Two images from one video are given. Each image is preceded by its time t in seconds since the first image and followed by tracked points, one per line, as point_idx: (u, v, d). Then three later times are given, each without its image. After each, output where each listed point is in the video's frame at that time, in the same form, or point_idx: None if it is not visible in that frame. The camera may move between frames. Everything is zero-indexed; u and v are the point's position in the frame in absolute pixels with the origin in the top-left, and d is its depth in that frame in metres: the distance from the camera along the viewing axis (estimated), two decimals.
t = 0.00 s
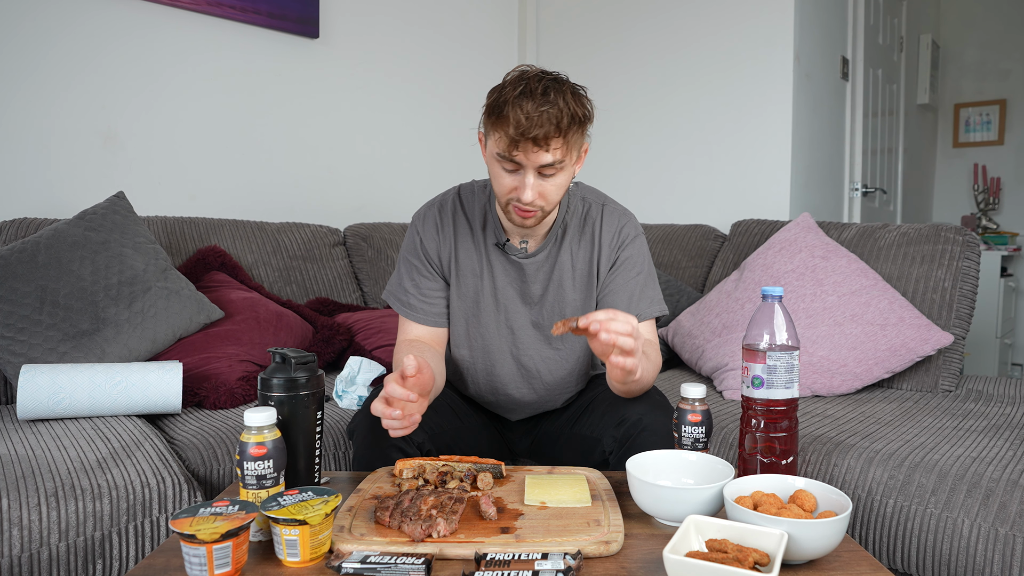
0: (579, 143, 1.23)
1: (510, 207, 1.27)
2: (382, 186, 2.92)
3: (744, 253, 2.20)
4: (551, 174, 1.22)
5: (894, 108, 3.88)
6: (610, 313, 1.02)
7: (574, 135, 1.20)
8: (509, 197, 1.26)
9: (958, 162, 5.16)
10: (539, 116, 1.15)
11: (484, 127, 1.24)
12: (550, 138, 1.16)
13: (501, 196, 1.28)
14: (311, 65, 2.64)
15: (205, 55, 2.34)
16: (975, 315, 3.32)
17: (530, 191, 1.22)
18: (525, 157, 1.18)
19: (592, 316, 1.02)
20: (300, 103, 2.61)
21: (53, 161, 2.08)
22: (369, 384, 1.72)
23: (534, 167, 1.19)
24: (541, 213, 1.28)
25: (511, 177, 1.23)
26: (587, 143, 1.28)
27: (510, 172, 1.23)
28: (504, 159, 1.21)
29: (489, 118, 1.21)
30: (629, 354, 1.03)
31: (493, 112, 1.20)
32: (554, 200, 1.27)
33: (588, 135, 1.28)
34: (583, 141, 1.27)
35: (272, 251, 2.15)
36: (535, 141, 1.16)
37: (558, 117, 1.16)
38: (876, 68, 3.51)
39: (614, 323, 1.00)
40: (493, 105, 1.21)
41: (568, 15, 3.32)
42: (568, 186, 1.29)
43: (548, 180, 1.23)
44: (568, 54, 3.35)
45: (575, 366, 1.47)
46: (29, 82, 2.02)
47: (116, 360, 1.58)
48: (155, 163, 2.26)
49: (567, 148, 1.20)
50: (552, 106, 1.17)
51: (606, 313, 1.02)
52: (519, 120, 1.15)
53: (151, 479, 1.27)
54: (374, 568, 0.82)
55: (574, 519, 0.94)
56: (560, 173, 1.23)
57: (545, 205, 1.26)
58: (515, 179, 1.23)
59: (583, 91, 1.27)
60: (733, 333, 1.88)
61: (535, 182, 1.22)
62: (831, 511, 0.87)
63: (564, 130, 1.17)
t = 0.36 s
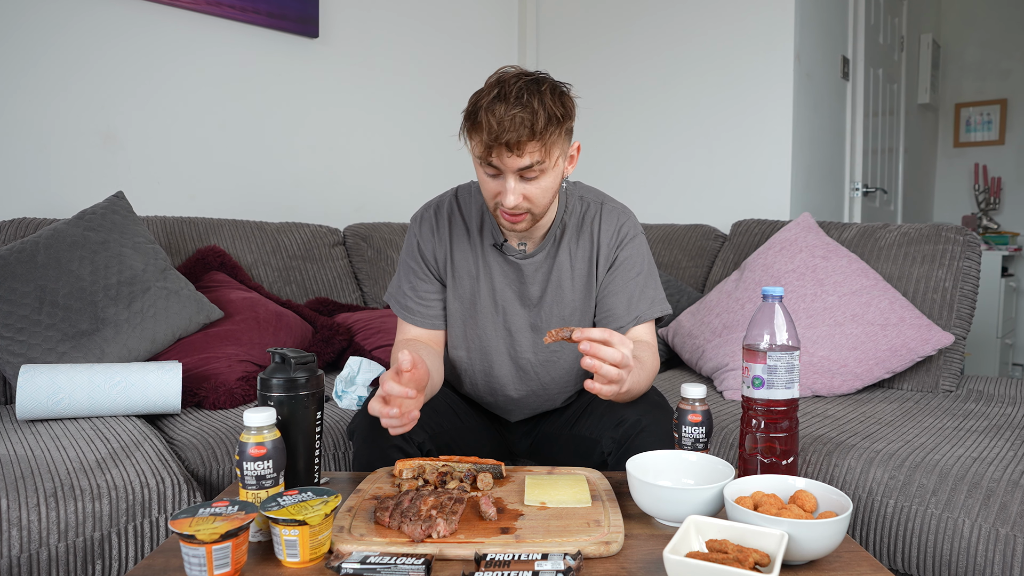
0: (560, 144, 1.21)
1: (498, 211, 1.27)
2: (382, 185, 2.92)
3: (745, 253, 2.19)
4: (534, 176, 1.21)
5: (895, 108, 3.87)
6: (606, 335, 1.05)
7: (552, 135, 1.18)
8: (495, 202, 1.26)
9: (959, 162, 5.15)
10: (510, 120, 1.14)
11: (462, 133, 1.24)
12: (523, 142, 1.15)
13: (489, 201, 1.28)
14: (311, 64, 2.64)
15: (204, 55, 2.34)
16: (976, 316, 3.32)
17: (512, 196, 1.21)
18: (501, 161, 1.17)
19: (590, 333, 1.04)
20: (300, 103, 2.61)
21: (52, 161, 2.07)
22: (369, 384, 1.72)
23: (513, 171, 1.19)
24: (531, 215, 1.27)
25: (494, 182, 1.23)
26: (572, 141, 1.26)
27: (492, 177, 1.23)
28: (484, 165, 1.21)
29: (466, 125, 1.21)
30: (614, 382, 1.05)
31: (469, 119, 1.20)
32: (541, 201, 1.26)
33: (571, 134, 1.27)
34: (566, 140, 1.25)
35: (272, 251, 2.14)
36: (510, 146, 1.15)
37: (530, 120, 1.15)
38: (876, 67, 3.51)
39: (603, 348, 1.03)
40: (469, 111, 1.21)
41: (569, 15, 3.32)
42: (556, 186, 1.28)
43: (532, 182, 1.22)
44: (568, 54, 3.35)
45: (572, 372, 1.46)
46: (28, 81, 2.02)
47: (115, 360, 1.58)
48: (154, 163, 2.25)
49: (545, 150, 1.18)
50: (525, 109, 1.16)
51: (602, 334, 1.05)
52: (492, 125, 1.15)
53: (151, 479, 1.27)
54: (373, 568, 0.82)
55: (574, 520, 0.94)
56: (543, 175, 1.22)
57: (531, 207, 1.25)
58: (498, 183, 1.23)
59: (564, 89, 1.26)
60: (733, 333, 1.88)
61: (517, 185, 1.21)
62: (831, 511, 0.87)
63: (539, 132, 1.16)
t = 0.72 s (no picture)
0: (548, 149, 1.20)
1: (493, 222, 1.27)
2: (382, 185, 2.92)
3: (745, 253, 2.19)
4: (525, 185, 1.21)
5: (895, 108, 3.87)
6: (604, 338, 1.03)
7: (539, 144, 1.17)
8: (489, 213, 1.26)
9: (959, 161, 5.15)
10: (497, 133, 1.13)
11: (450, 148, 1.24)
12: (511, 155, 1.14)
13: (483, 212, 1.28)
14: (311, 64, 2.63)
15: (203, 54, 2.33)
16: (977, 316, 3.31)
17: (506, 208, 1.21)
18: (492, 174, 1.17)
19: (586, 336, 1.03)
20: (299, 103, 2.61)
21: (50, 161, 2.07)
22: (369, 384, 1.72)
23: (504, 183, 1.18)
24: (526, 222, 1.27)
25: (486, 194, 1.23)
26: (560, 143, 1.25)
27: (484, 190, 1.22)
28: (474, 179, 1.20)
29: (452, 139, 1.20)
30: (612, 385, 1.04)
31: (455, 133, 1.20)
32: (535, 207, 1.26)
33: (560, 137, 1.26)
34: (554, 145, 1.24)
35: (272, 251, 2.14)
36: (498, 159, 1.14)
37: (516, 132, 1.14)
38: (877, 67, 3.51)
39: (601, 352, 1.02)
40: (454, 125, 1.20)
41: (569, 14, 3.32)
42: (548, 190, 1.28)
43: (524, 190, 1.22)
44: (568, 54, 3.34)
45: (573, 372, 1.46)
46: (27, 80, 2.02)
47: (115, 360, 1.58)
48: (154, 162, 2.25)
49: (534, 159, 1.18)
50: (510, 122, 1.14)
51: (599, 336, 1.03)
52: (478, 140, 1.14)
53: (150, 479, 1.27)
54: (373, 569, 0.81)
55: (574, 520, 0.93)
56: (534, 182, 1.21)
57: (526, 214, 1.26)
58: (490, 195, 1.22)
59: (548, 93, 1.24)
60: (734, 333, 1.88)
61: (510, 196, 1.21)
62: (832, 511, 0.87)
63: (526, 143, 1.15)
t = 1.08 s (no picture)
0: (538, 138, 1.21)
1: (485, 213, 1.27)
2: (382, 185, 2.92)
3: (745, 253, 2.19)
4: (515, 175, 1.20)
5: (896, 108, 3.87)
6: (597, 343, 1.02)
7: (527, 130, 1.18)
8: (480, 204, 1.25)
9: (960, 161, 5.15)
10: (483, 118, 1.14)
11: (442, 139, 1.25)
12: (498, 139, 1.15)
13: (475, 205, 1.28)
14: (310, 64, 2.63)
15: (202, 54, 2.33)
16: (977, 316, 3.31)
17: (496, 197, 1.21)
18: (480, 161, 1.17)
19: (580, 341, 1.02)
20: (299, 102, 2.61)
21: (49, 160, 2.07)
22: (369, 384, 1.72)
23: (492, 171, 1.18)
24: (518, 215, 1.26)
25: (476, 185, 1.23)
26: (551, 135, 1.25)
27: (474, 181, 1.22)
28: (464, 169, 1.21)
29: (443, 130, 1.22)
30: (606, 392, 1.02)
31: (446, 124, 1.21)
32: (527, 199, 1.25)
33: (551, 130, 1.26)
34: (545, 137, 1.25)
35: (271, 251, 2.14)
36: (485, 145, 1.15)
37: (502, 117, 1.15)
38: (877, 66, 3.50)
39: (592, 358, 1.01)
40: (444, 117, 1.22)
41: (569, 14, 3.31)
42: (541, 183, 1.27)
43: (514, 181, 1.21)
44: (568, 53, 3.34)
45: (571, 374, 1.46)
46: (27, 80, 2.02)
47: (114, 360, 1.58)
48: (153, 162, 2.25)
49: (523, 146, 1.18)
50: (497, 108, 1.16)
51: (592, 341, 1.02)
52: (466, 126, 1.15)
53: (150, 480, 1.27)
54: (373, 569, 0.81)
55: (574, 521, 0.93)
56: (525, 173, 1.21)
57: (518, 206, 1.25)
58: (480, 185, 1.22)
59: (541, 88, 1.26)
60: (734, 333, 1.87)
61: (499, 185, 1.20)
62: (832, 511, 0.87)
63: (514, 129, 1.16)
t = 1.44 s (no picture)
0: (536, 137, 1.20)
1: (482, 211, 1.27)
2: (381, 185, 2.92)
3: (745, 253, 2.19)
4: (512, 174, 1.20)
5: (896, 107, 3.87)
6: (601, 342, 1.00)
7: (525, 130, 1.18)
8: (477, 202, 1.26)
9: (961, 161, 5.14)
10: (481, 118, 1.14)
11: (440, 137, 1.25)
12: (495, 139, 1.15)
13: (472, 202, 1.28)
14: (310, 63, 2.63)
15: (201, 54, 2.33)
16: (978, 316, 3.31)
17: (493, 196, 1.21)
18: (477, 160, 1.17)
19: (583, 341, 1.00)
20: (299, 102, 2.61)
21: (48, 160, 2.07)
22: (369, 384, 1.71)
23: (489, 170, 1.18)
24: (515, 213, 1.26)
25: (473, 183, 1.23)
26: (550, 133, 1.25)
27: (471, 179, 1.23)
28: (461, 167, 1.21)
29: (441, 128, 1.22)
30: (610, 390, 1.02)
31: (444, 122, 1.21)
32: (524, 198, 1.25)
33: (550, 129, 1.26)
34: (543, 136, 1.25)
35: (271, 250, 2.14)
36: (482, 144, 1.15)
37: (499, 117, 1.15)
38: (878, 66, 3.50)
39: (596, 357, 1.00)
40: (443, 115, 1.22)
41: (569, 13, 3.31)
42: (538, 181, 1.27)
43: (511, 180, 1.21)
44: (568, 53, 3.34)
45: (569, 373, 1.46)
46: (26, 80, 2.01)
47: (113, 360, 1.58)
48: (152, 162, 2.25)
49: (520, 145, 1.18)
50: (494, 107, 1.16)
51: (597, 341, 1.01)
52: (464, 125, 1.15)
53: (149, 480, 1.26)
54: (373, 569, 0.81)
55: (573, 521, 0.93)
56: (522, 171, 1.21)
57: (515, 204, 1.25)
58: (478, 183, 1.22)
59: (540, 87, 1.26)
60: (735, 332, 1.87)
61: (496, 184, 1.21)
62: (833, 512, 0.87)
63: (511, 129, 1.16)
